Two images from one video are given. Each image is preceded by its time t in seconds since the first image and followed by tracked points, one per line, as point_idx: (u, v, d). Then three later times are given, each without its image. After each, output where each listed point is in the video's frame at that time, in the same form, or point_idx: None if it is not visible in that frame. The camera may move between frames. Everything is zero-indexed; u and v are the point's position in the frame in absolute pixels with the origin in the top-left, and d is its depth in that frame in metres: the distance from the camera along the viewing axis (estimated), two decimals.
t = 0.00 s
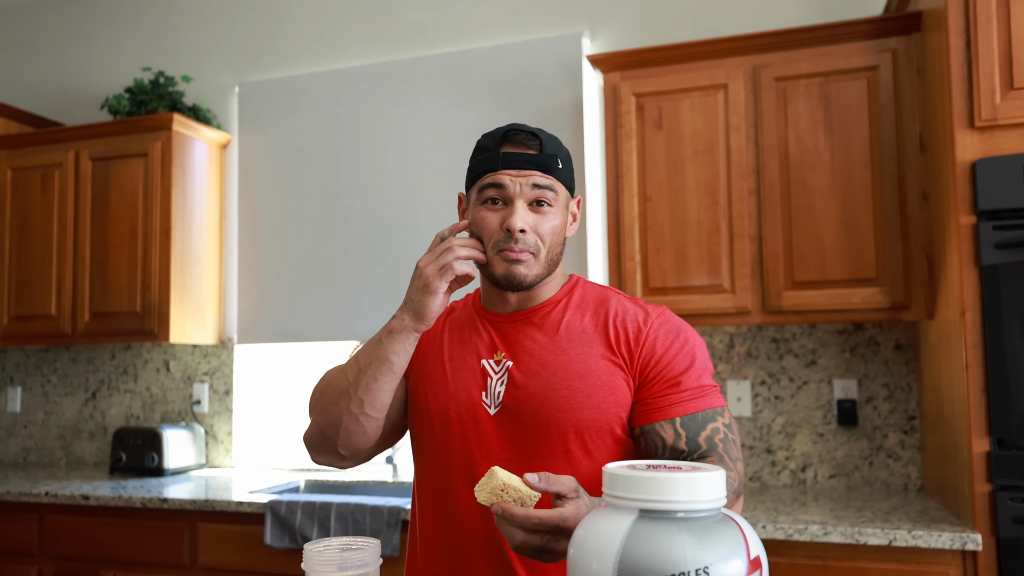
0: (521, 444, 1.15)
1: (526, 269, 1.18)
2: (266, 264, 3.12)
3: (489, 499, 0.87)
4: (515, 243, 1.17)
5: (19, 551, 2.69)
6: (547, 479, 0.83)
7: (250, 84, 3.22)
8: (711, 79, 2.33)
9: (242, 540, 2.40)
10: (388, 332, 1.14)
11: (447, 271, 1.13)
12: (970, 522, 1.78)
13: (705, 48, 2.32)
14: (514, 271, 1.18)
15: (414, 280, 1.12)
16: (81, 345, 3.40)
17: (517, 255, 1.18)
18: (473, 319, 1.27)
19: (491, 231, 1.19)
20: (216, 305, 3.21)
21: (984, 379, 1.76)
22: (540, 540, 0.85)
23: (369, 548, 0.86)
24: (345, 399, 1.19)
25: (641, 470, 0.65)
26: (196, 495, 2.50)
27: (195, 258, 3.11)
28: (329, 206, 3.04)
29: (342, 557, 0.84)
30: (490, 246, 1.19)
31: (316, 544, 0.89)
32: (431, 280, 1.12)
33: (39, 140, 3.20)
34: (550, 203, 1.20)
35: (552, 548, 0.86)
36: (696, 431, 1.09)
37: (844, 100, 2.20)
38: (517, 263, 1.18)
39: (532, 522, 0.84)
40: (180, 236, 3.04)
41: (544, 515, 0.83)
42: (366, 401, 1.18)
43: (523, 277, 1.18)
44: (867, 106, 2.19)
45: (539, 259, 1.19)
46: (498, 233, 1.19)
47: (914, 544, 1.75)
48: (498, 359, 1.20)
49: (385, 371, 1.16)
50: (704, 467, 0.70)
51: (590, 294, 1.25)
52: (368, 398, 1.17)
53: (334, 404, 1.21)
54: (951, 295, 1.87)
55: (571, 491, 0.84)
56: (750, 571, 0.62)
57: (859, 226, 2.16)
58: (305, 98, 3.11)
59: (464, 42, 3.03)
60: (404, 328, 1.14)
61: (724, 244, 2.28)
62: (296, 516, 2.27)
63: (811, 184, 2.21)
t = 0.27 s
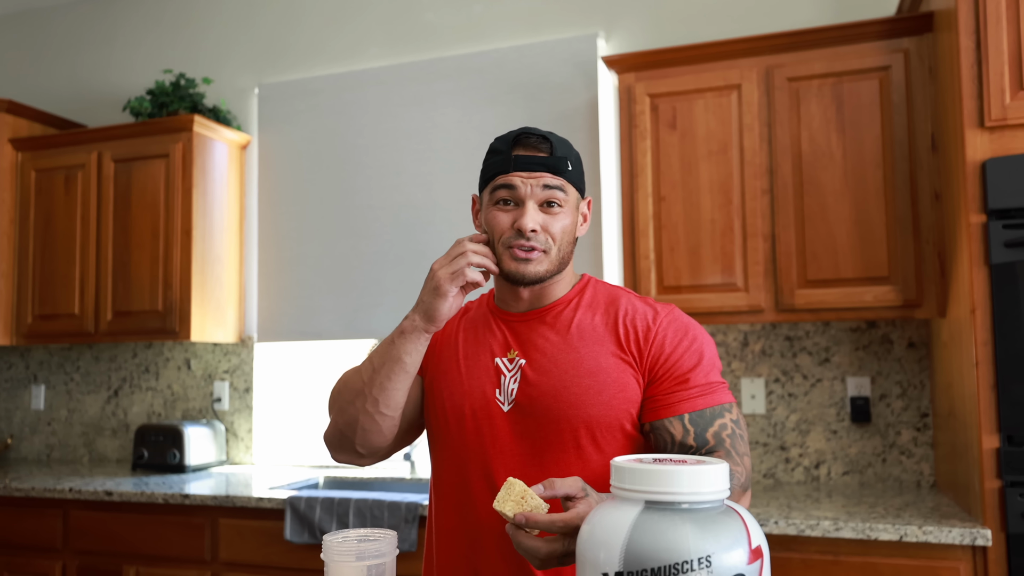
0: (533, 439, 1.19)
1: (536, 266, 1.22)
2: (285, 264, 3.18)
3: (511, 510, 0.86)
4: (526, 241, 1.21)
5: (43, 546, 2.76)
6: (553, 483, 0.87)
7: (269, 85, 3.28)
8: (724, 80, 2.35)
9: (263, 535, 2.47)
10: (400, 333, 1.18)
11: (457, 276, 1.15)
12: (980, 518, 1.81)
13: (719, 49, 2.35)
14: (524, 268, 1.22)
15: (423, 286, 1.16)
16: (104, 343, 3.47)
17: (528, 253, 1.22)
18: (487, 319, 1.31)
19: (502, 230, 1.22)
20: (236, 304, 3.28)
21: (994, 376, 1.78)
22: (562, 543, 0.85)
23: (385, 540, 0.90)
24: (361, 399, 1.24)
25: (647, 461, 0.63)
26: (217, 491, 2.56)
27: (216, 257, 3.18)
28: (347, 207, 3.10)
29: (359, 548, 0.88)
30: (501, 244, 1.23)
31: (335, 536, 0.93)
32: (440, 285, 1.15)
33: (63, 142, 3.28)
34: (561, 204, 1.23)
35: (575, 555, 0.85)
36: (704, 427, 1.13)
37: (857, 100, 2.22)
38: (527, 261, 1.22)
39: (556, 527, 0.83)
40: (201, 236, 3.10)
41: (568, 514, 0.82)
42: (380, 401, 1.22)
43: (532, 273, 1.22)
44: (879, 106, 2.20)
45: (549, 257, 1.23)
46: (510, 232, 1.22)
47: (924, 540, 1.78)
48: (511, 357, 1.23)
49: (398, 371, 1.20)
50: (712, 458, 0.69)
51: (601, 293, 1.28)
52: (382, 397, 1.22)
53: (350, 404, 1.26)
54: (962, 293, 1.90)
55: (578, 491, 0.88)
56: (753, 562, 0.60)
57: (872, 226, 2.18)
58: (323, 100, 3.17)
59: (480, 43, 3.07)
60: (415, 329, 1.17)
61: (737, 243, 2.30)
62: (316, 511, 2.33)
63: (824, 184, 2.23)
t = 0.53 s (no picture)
0: (546, 437, 1.21)
1: (557, 255, 1.27)
2: (297, 264, 3.22)
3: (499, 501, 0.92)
4: (548, 230, 1.27)
5: (57, 543, 2.80)
6: (544, 473, 0.89)
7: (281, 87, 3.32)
8: (733, 82, 2.37)
9: (276, 532, 2.51)
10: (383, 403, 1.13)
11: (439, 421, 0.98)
12: (986, 517, 1.83)
13: (728, 51, 2.36)
14: (546, 256, 1.27)
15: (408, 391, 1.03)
16: (118, 343, 3.53)
17: (550, 242, 1.27)
18: (499, 319, 1.33)
19: (525, 219, 1.28)
20: (249, 304, 3.33)
21: (1000, 376, 1.81)
22: (553, 525, 0.87)
23: (393, 535, 0.93)
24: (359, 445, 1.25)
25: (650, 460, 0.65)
26: (230, 489, 2.60)
27: (229, 257, 3.22)
28: (358, 208, 3.13)
29: (368, 543, 0.91)
30: (523, 234, 1.28)
31: (345, 531, 0.96)
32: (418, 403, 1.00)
33: (77, 143, 3.33)
34: (581, 198, 1.30)
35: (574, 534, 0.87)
36: (713, 424, 1.14)
37: (865, 101, 2.23)
38: (548, 249, 1.27)
39: (542, 514, 0.86)
40: (214, 236, 3.14)
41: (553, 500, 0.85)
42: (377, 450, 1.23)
43: (554, 262, 1.27)
44: (887, 107, 2.21)
45: (570, 248, 1.28)
46: (533, 222, 1.27)
47: (930, 539, 1.80)
48: (524, 357, 1.25)
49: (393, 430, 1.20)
50: (713, 457, 0.71)
51: (612, 294, 1.31)
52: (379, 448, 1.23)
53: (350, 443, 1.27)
54: (968, 294, 1.92)
55: (572, 475, 0.89)
56: (751, 557, 0.62)
57: (880, 227, 2.19)
58: (335, 101, 3.20)
59: (491, 44, 3.09)
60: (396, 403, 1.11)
61: (746, 244, 2.32)
62: (327, 509, 2.36)
63: (832, 185, 2.24)
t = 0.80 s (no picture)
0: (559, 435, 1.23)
1: (572, 238, 1.28)
2: (306, 265, 3.25)
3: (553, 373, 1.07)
4: (564, 213, 1.28)
5: (66, 542, 2.84)
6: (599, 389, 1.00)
7: (291, 88, 3.35)
8: (739, 84, 2.38)
9: (284, 532, 2.54)
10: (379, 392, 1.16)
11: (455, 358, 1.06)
12: (989, 517, 1.85)
13: (734, 54, 2.38)
14: (560, 238, 1.28)
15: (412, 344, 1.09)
16: (128, 343, 3.57)
17: (564, 225, 1.28)
18: (508, 317, 1.34)
19: (541, 203, 1.30)
20: (258, 304, 3.37)
21: (1003, 376, 1.83)
22: (567, 412, 0.97)
23: (399, 534, 0.96)
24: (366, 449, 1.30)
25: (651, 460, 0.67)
26: (238, 488, 2.63)
27: (238, 258, 3.26)
28: (366, 209, 3.16)
29: (374, 542, 0.94)
30: (539, 216, 1.29)
31: (351, 530, 0.98)
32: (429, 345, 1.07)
33: (87, 143, 3.36)
34: (597, 188, 1.33)
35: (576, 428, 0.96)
36: (726, 416, 1.17)
37: (870, 104, 2.25)
38: (563, 232, 1.28)
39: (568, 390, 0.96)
40: (223, 237, 3.18)
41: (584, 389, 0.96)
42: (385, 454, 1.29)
43: (568, 245, 1.28)
44: (893, 109, 2.23)
45: (584, 234, 1.29)
46: (549, 205, 1.30)
47: (933, 538, 1.82)
48: (536, 356, 1.27)
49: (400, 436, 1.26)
50: (711, 456, 0.73)
51: (621, 294, 1.33)
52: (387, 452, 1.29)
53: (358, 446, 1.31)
54: (972, 296, 1.94)
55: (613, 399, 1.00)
56: (750, 554, 0.64)
57: (885, 228, 2.21)
58: (344, 102, 3.24)
59: (499, 45, 3.12)
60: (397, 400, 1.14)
61: (752, 245, 2.34)
62: (336, 509, 2.39)
63: (838, 187, 2.26)
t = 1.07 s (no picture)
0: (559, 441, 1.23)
1: (570, 245, 1.29)
2: (305, 266, 3.25)
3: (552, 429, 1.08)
4: (563, 219, 1.29)
5: (63, 543, 2.84)
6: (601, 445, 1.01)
7: (290, 88, 3.36)
8: (738, 87, 2.39)
9: (282, 533, 2.54)
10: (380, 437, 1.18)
11: (464, 456, 1.07)
12: (985, 519, 1.85)
13: (732, 56, 2.39)
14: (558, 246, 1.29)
15: (417, 430, 1.10)
16: (125, 344, 3.57)
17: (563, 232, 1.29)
18: (505, 321, 1.34)
19: (540, 208, 1.31)
20: (257, 305, 3.37)
21: (999, 379, 1.84)
22: (571, 476, 0.98)
23: (394, 537, 0.97)
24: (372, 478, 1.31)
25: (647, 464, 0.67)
26: (235, 490, 2.63)
27: (236, 259, 3.26)
28: (365, 211, 3.17)
29: (370, 546, 0.94)
30: (537, 222, 1.30)
31: (346, 533, 0.99)
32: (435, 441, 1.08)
33: (86, 144, 3.36)
34: (595, 194, 1.34)
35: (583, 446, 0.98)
36: (722, 431, 1.21)
37: (868, 107, 2.26)
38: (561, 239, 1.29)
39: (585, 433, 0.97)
40: (221, 238, 3.18)
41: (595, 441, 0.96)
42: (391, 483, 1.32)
43: (566, 252, 1.29)
44: (890, 113, 2.24)
45: (582, 242, 1.30)
46: (547, 211, 1.30)
47: (929, 541, 1.83)
48: (534, 361, 1.27)
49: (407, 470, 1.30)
50: (708, 461, 0.73)
51: (619, 299, 1.33)
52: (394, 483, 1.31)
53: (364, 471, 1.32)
54: (968, 299, 1.95)
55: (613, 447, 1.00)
56: (743, 559, 0.65)
57: (883, 231, 2.22)
58: (343, 103, 3.24)
59: (499, 47, 3.12)
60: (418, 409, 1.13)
61: (750, 248, 2.35)
62: (333, 511, 2.40)
63: (836, 190, 2.27)
